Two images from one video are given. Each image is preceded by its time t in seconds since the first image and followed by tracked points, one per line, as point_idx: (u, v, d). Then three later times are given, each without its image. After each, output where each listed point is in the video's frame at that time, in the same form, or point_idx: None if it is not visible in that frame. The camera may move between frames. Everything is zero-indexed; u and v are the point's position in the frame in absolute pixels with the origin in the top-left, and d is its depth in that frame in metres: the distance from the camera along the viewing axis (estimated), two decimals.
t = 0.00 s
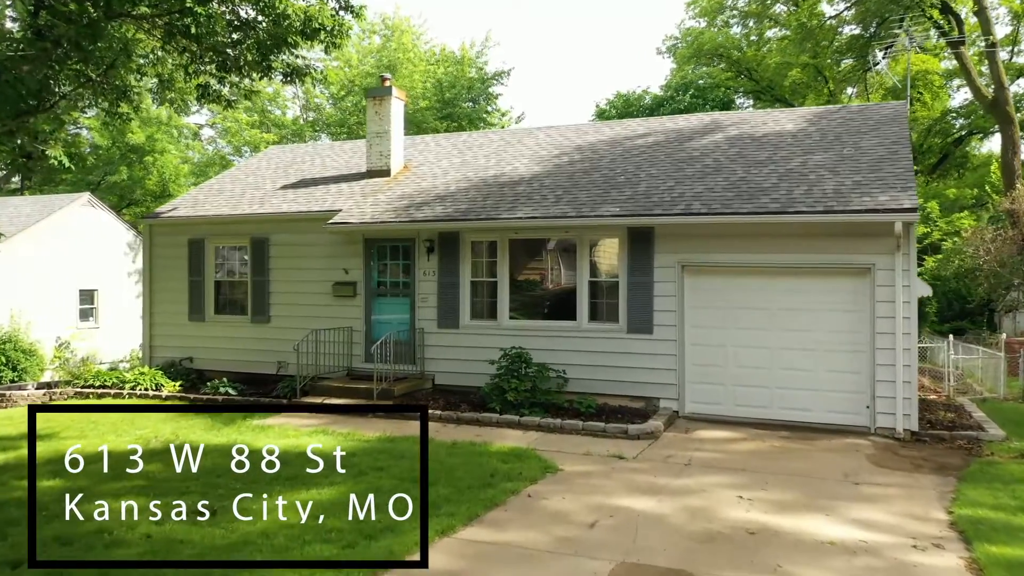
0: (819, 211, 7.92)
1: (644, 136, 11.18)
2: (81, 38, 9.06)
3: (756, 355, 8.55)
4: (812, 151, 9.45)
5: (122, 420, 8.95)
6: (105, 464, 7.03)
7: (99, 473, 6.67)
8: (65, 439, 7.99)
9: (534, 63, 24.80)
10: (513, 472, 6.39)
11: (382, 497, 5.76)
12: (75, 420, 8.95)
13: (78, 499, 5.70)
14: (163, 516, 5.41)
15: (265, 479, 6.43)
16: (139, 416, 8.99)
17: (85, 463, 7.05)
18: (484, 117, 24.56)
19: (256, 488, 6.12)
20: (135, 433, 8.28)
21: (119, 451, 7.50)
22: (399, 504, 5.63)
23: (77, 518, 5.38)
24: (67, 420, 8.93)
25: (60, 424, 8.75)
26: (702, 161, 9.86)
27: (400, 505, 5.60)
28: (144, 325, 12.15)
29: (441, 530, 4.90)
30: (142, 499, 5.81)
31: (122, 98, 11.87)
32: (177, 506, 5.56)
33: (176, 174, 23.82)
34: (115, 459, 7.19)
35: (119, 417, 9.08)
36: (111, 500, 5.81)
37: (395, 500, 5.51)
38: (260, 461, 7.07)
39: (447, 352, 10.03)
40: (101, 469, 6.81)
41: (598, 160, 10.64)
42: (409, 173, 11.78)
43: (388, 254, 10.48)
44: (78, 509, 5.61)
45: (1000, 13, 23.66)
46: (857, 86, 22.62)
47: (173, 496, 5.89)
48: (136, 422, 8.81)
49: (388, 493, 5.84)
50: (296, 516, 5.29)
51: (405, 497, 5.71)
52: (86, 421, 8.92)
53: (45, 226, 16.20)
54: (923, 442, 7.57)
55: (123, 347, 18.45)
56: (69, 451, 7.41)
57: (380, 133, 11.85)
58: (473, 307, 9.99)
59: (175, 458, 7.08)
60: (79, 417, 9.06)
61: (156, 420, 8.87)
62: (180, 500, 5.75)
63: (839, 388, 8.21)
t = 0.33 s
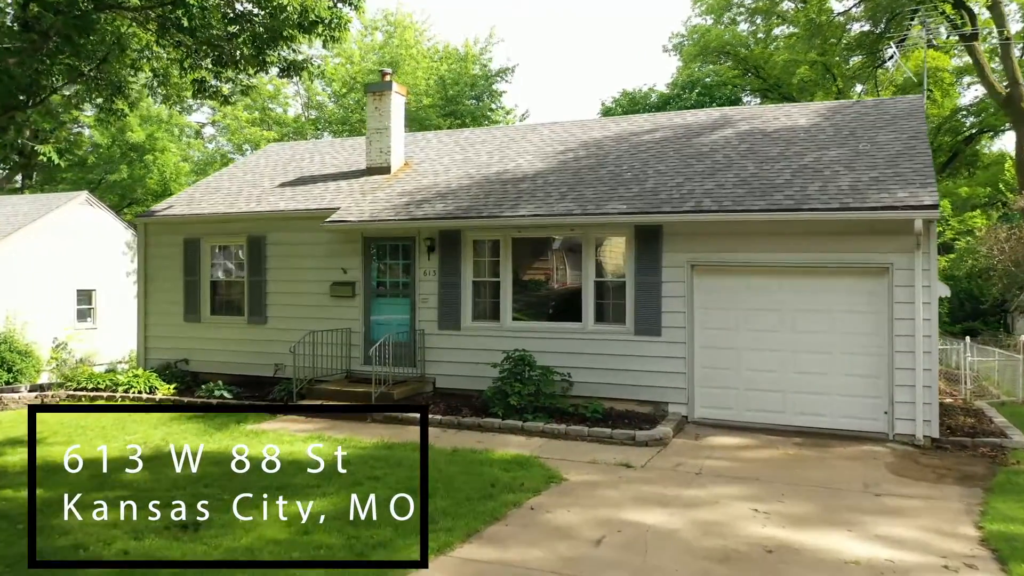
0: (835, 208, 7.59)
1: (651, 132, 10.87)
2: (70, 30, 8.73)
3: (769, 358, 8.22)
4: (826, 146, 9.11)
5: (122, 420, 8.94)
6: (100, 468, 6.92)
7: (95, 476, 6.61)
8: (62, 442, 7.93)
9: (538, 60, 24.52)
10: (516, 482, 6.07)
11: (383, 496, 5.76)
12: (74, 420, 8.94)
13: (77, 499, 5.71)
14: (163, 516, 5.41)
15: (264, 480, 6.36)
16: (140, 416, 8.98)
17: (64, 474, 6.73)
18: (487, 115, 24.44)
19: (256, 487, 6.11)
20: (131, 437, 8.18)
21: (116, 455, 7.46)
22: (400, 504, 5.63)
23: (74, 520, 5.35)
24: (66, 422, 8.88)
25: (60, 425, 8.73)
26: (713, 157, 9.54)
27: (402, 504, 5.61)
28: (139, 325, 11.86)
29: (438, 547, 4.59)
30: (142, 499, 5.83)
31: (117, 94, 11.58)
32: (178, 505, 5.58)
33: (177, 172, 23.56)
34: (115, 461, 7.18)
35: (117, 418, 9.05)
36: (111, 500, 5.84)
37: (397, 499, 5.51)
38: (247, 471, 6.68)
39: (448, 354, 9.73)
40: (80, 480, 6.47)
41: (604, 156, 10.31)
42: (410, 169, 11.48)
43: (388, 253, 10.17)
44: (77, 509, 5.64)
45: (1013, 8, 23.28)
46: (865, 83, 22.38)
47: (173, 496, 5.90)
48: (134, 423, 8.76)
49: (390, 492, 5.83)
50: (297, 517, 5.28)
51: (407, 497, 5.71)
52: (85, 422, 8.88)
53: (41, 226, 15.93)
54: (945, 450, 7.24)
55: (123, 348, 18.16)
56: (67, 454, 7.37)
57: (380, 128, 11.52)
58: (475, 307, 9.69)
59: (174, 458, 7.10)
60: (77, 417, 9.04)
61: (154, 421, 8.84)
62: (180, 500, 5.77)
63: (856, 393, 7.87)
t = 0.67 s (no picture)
0: (860, 204, 7.20)
1: (666, 126, 10.49)
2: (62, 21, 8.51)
3: (790, 362, 7.84)
4: (850, 140, 8.71)
5: (124, 419, 9.00)
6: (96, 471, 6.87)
7: (95, 476, 6.61)
8: (64, 442, 8.00)
9: (549, 57, 24.17)
10: (524, 494, 5.72)
11: (383, 496, 5.79)
12: (73, 423, 8.87)
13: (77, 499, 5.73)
14: (163, 516, 5.42)
15: (265, 482, 6.27)
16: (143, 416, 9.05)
17: (50, 484, 6.43)
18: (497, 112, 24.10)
19: (257, 488, 6.10)
20: (125, 444, 7.91)
21: (115, 458, 7.41)
22: (401, 503, 5.67)
23: (73, 520, 5.36)
24: (59, 426, 8.71)
25: (55, 428, 8.60)
26: (730, 151, 9.16)
27: (402, 504, 5.64)
28: (140, 326, 11.59)
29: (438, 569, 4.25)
30: (142, 498, 5.84)
31: (117, 89, 11.32)
32: (177, 505, 5.57)
33: (184, 171, 23.33)
34: (116, 462, 7.23)
35: (115, 422, 8.91)
36: (111, 500, 5.84)
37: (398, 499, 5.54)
38: (243, 480, 6.37)
39: (455, 358, 9.39)
40: (67, 490, 6.18)
41: (617, 151, 9.95)
42: (417, 166, 11.14)
43: (393, 252, 9.84)
44: (77, 508, 5.63)
45: None
46: (881, 81, 22.00)
47: (174, 496, 5.89)
48: (137, 422, 8.81)
49: (390, 492, 5.85)
50: (297, 516, 5.31)
51: (407, 496, 5.75)
52: (88, 422, 8.94)
53: (42, 224, 15.68)
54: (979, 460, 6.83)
55: (127, 349, 17.89)
56: (68, 454, 7.45)
57: (385, 124, 11.20)
58: (483, 309, 9.35)
59: (175, 458, 7.20)
60: (77, 420, 8.99)
61: (155, 423, 8.79)
62: (179, 500, 5.76)
63: (883, 399, 7.48)
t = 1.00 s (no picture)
0: (894, 201, 6.78)
1: (685, 121, 10.08)
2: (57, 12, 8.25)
3: (818, 368, 7.42)
4: (880, 134, 8.28)
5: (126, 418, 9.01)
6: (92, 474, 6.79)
7: (95, 479, 6.59)
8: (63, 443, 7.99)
9: (562, 53, 23.78)
10: (535, 511, 5.35)
11: (383, 496, 5.80)
12: (70, 427, 8.70)
13: (77, 498, 5.74)
14: (163, 516, 5.42)
15: (266, 482, 6.32)
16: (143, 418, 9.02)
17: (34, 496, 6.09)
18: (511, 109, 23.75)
19: (257, 489, 6.12)
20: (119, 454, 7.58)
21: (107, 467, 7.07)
22: (400, 503, 5.69)
23: (73, 520, 5.36)
24: (67, 424, 8.80)
25: (49, 433, 8.37)
26: (754, 146, 8.74)
27: (401, 504, 5.64)
28: (143, 328, 11.31)
29: None
30: (142, 499, 5.84)
31: (120, 85, 11.05)
32: (178, 505, 5.60)
33: (194, 170, 23.10)
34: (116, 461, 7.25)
35: (113, 428, 8.67)
36: (110, 500, 5.83)
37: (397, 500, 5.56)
38: (237, 493, 6.01)
39: (465, 362, 9.03)
40: (53, 503, 5.85)
41: (634, 147, 9.54)
42: (426, 162, 10.79)
43: (401, 251, 9.48)
44: (77, 508, 5.66)
45: None
46: (902, 78, 21.41)
47: (174, 496, 5.92)
48: (138, 424, 8.79)
49: (389, 492, 5.87)
50: (298, 516, 5.32)
51: (406, 497, 5.75)
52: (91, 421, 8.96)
53: (48, 224, 15.48)
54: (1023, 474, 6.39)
55: (134, 350, 17.63)
56: (68, 454, 7.49)
57: (394, 120, 10.84)
58: (494, 310, 8.97)
59: (174, 459, 7.24)
60: (74, 424, 8.84)
61: (154, 428, 8.61)
62: (180, 501, 5.78)
63: (917, 408, 7.05)
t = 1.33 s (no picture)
0: (932, 195, 6.34)
1: (706, 114, 9.66)
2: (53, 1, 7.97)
3: (850, 374, 7.00)
4: (914, 126, 7.83)
5: (127, 421, 8.89)
6: (92, 476, 6.74)
7: (96, 479, 6.58)
8: (65, 443, 7.99)
9: (576, 49, 23.42)
10: (549, 529, 4.95)
11: (383, 496, 5.76)
12: (67, 433, 8.41)
13: (77, 499, 5.74)
14: (163, 516, 5.41)
15: (266, 482, 6.33)
16: (142, 423, 8.78)
17: (19, 510, 5.74)
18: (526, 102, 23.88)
19: (258, 488, 6.11)
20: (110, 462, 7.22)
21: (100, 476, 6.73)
22: (400, 502, 5.68)
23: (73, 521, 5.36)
24: (71, 423, 8.80)
25: (45, 439, 8.11)
26: (779, 138, 8.32)
27: (401, 504, 5.62)
28: (146, 330, 11.03)
29: None
30: (142, 499, 5.83)
31: (123, 79, 10.76)
32: (178, 505, 5.59)
33: (205, 168, 22.88)
34: (117, 461, 7.25)
35: (110, 434, 8.35)
36: (110, 500, 5.84)
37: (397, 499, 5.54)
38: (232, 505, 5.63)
39: (476, 365, 8.66)
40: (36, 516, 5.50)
41: (653, 141, 9.14)
42: (437, 158, 10.43)
43: (409, 250, 9.12)
44: (77, 509, 5.66)
45: None
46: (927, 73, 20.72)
47: (174, 496, 5.91)
48: (137, 430, 8.52)
49: (389, 493, 5.83)
50: (297, 516, 5.30)
51: (406, 497, 5.73)
52: (93, 420, 8.95)
53: (54, 223, 15.27)
54: None
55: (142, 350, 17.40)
56: (68, 453, 7.53)
57: (403, 115, 10.49)
58: (506, 311, 8.60)
59: (175, 458, 7.22)
60: (71, 430, 8.54)
61: (150, 434, 8.27)
62: (180, 500, 5.77)
63: (956, 416, 6.62)
